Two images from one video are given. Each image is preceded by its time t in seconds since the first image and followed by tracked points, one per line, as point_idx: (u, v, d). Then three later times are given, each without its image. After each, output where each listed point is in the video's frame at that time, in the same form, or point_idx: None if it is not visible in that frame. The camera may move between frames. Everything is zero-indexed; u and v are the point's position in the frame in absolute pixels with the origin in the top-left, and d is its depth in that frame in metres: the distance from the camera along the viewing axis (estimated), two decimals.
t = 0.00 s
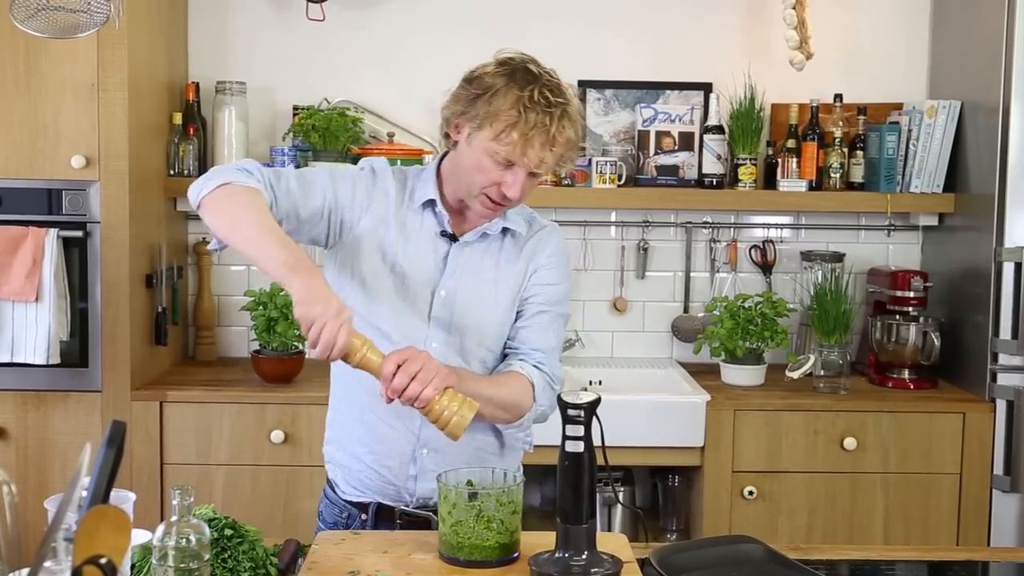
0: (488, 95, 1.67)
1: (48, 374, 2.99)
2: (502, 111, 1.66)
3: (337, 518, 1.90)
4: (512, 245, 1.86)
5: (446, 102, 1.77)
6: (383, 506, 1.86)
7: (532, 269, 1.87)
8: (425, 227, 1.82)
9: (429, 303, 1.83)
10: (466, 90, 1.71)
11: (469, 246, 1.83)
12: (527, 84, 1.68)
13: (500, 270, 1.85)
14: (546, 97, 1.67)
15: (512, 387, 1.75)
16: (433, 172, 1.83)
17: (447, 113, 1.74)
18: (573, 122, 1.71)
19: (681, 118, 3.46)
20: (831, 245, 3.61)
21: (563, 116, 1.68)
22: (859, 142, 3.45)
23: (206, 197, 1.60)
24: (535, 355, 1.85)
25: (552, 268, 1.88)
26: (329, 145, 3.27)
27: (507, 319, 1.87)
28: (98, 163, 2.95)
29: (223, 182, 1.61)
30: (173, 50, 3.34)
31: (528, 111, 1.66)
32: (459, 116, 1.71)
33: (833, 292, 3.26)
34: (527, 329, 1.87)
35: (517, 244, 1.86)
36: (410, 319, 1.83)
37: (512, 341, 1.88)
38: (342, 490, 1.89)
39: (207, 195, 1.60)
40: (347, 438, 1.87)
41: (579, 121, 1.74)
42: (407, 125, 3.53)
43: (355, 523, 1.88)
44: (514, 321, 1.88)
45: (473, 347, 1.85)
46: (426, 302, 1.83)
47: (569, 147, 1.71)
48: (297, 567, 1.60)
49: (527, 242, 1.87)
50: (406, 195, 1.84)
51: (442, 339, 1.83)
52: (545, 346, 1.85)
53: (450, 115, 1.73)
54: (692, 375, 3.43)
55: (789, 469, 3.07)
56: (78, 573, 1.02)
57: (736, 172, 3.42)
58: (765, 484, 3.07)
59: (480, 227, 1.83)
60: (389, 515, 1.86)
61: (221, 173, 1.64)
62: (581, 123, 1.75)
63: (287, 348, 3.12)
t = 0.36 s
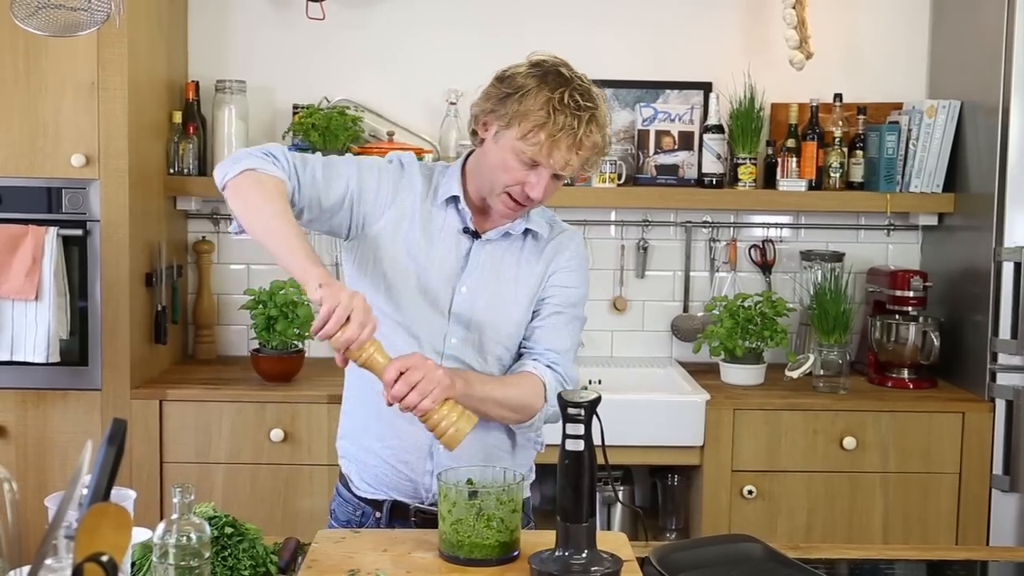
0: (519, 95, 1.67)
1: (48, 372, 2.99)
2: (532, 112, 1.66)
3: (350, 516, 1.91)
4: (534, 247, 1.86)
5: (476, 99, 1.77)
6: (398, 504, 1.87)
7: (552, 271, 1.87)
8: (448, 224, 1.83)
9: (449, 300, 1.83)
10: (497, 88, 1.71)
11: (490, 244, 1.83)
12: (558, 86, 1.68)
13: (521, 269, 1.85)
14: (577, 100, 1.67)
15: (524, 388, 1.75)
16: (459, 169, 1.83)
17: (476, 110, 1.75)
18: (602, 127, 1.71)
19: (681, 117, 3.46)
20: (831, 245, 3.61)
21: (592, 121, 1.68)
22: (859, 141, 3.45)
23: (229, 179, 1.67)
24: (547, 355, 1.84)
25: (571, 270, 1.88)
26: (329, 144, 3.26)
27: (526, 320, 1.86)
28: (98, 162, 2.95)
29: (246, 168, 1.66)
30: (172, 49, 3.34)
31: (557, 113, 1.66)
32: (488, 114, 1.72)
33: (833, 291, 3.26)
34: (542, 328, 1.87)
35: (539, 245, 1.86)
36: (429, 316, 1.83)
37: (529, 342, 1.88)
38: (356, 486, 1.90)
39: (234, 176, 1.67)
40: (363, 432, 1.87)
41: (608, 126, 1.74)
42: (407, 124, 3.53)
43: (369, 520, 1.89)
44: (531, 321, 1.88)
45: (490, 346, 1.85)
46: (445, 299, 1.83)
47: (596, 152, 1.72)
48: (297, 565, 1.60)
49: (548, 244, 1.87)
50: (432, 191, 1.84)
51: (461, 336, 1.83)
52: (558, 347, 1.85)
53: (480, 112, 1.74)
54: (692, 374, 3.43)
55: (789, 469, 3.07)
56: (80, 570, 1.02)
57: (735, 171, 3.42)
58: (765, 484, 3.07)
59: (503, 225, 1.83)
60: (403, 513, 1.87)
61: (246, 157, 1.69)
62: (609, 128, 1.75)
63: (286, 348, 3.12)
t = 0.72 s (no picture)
0: (531, 92, 1.68)
1: (48, 370, 2.99)
2: (544, 108, 1.66)
3: (358, 515, 1.91)
4: (545, 246, 1.86)
5: (488, 97, 1.77)
6: (404, 503, 1.87)
7: (562, 270, 1.87)
8: (459, 223, 1.83)
9: (458, 299, 1.83)
10: (509, 86, 1.71)
11: (501, 243, 1.83)
12: (570, 84, 1.68)
13: (532, 268, 1.85)
14: (588, 98, 1.67)
15: (535, 387, 1.75)
16: (469, 168, 1.84)
17: (488, 107, 1.75)
18: (613, 124, 1.71)
19: (681, 117, 3.47)
20: (831, 245, 3.61)
21: (603, 119, 1.68)
22: (859, 141, 3.45)
23: (234, 183, 1.66)
24: (559, 353, 1.83)
25: (582, 269, 1.88)
26: (329, 143, 3.26)
27: (535, 318, 1.86)
28: (98, 160, 2.95)
29: (249, 174, 1.66)
30: (173, 48, 3.34)
31: (569, 110, 1.66)
32: (500, 111, 1.72)
33: (833, 291, 3.26)
34: (552, 326, 1.86)
35: (549, 244, 1.86)
36: (438, 314, 1.83)
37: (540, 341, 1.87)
38: (364, 485, 1.90)
39: (237, 182, 1.66)
40: (371, 432, 1.87)
41: (619, 124, 1.74)
42: (408, 123, 3.53)
43: (376, 519, 1.89)
44: (541, 320, 1.88)
45: (499, 346, 1.85)
46: (455, 298, 1.83)
47: (607, 149, 1.71)
48: (297, 564, 1.60)
49: (559, 242, 1.87)
50: (441, 190, 1.84)
51: (470, 336, 1.84)
52: (569, 345, 1.84)
53: (492, 109, 1.74)
54: (692, 373, 3.43)
55: (788, 468, 3.07)
56: (81, 568, 1.02)
57: (736, 171, 3.42)
58: (764, 484, 3.07)
59: (514, 224, 1.83)
60: (410, 512, 1.87)
61: (250, 162, 1.68)
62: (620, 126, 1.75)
63: (286, 347, 3.12)
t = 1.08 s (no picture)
0: (533, 91, 1.67)
1: (48, 371, 2.99)
2: (546, 107, 1.66)
3: (361, 515, 1.91)
4: (548, 246, 1.86)
5: (491, 95, 1.77)
6: (407, 503, 1.86)
7: (566, 270, 1.87)
8: (462, 223, 1.82)
9: (462, 300, 1.83)
10: (512, 84, 1.71)
11: (504, 243, 1.83)
12: (573, 83, 1.68)
13: (535, 268, 1.85)
14: (590, 97, 1.67)
15: (535, 386, 1.75)
16: (473, 168, 1.84)
17: (491, 105, 1.75)
18: (615, 123, 1.70)
19: (680, 116, 3.46)
20: (830, 244, 3.61)
21: (605, 118, 1.68)
22: (859, 139, 3.43)
23: (239, 194, 1.66)
24: (560, 351, 1.83)
25: (584, 269, 1.88)
26: (328, 143, 3.26)
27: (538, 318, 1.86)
28: (97, 161, 2.95)
29: (254, 184, 1.66)
30: (172, 48, 3.33)
31: (571, 109, 1.65)
32: (502, 110, 1.72)
33: (832, 290, 3.26)
34: (553, 325, 1.86)
35: (552, 244, 1.86)
36: (442, 315, 1.83)
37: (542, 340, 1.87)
38: (367, 485, 1.90)
39: (241, 192, 1.67)
40: (374, 433, 1.87)
41: (621, 123, 1.73)
42: (407, 123, 3.53)
43: (379, 519, 1.89)
44: (543, 320, 1.88)
45: (503, 346, 1.85)
46: (458, 299, 1.83)
47: (610, 148, 1.71)
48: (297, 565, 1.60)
49: (562, 242, 1.87)
50: (444, 191, 1.84)
51: (474, 336, 1.83)
52: (571, 343, 1.84)
53: (495, 108, 1.74)
54: (692, 372, 3.43)
55: (788, 467, 3.07)
56: (80, 569, 1.02)
57: (735, 169, 3.42)
58: (764, 482, 3.07)
59: (517, 224, 1.83)
60: (413, 512, 1.87)
61: (255, 171, 1.68)
62: (623, 125, 1.75)
63: (285, 347, 3.11)
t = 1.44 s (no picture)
0: (533, 88, 1.67)
1: (46, 370, 2.98)
2: (545, 105, 1.66)
3: (362, 513, 1.91)
4: (548, 244, 1.86)
5: (490, 93, 1.77)
6: (407, 502, 1.87)
7: (565, 269, 1.87)
8: (462, 220, 1.83)
9: (461, 297, 1.83)
10: (512, 83, 1.71)
11: (504, 242, 1.83)
12: (572, 80, 1.68)
13: (535, 266, 1.85)
14: (589, 94, 1.67)
15: (534, 385, 1.75)
16: (473, 166, 1.84)
17: (491, 104, 1.75)
18: (614, 121, 1.70)
19: (678, 114, 3.45)
20: (829, 242, 3.61)
21: (605, 115, 1.68)
22: (857, 138, 3.44)
23: (237, 184, 1.66)
24: (559, 350, 1.83)
25: (584, 268, 1.88)
26: (326, 142, 3.26)
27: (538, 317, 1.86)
28: (95, 160, 2.95)
29: (253, 175, 1.65)
30: (170, 47, 3.33)
31: (570, 106, 1.65)
32: (502, 108, 1.72)
33: (831, 288, 3.26)
34: (553, 324, 1.86)
35: (552, 242, 1.86)
36: (440, 312, 1.83)
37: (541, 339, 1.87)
38: (367, 484, 1.90)
39: (240, 183, 1.66)
40: (374, 432, 1.87)
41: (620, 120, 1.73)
42: (405, 122, 3.53)
43: (380, 518, 1.89)
44: (541, 319, 1.87)
45: (501, 344, 1.85)
46: (457, 296, 1.83)
47: (609, 145, 1.71)
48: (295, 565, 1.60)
49: (562, 240, 1.87)
50: (444, 188, 1.84)
51: (473, 333, 1.83)
52: (570, 343, 1.83)
53: (494, 106, 1.74)
54: (690, 371, 3.43)
55: (787, 466, 3.07)
56: (76, 568, 1.02)
57: (733, 168, 3.42)
58: (763, 481, 3.07)
59: (517, 223, 1.83)
60: (413, 511, 1.87)
61: (253, 164, 1.68)
62: (622, 122, 1.75)
63: (283, 346, 3.10)
